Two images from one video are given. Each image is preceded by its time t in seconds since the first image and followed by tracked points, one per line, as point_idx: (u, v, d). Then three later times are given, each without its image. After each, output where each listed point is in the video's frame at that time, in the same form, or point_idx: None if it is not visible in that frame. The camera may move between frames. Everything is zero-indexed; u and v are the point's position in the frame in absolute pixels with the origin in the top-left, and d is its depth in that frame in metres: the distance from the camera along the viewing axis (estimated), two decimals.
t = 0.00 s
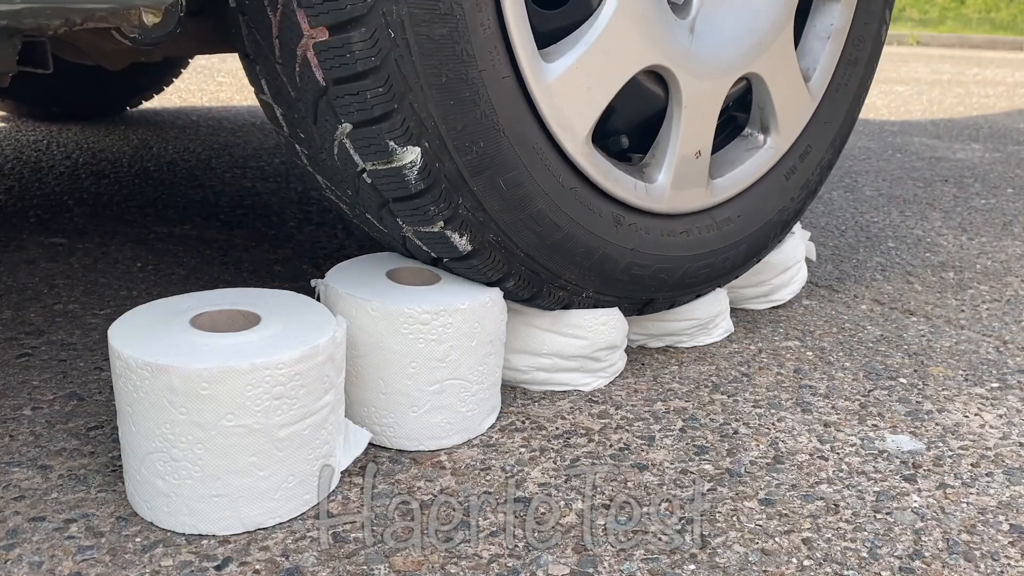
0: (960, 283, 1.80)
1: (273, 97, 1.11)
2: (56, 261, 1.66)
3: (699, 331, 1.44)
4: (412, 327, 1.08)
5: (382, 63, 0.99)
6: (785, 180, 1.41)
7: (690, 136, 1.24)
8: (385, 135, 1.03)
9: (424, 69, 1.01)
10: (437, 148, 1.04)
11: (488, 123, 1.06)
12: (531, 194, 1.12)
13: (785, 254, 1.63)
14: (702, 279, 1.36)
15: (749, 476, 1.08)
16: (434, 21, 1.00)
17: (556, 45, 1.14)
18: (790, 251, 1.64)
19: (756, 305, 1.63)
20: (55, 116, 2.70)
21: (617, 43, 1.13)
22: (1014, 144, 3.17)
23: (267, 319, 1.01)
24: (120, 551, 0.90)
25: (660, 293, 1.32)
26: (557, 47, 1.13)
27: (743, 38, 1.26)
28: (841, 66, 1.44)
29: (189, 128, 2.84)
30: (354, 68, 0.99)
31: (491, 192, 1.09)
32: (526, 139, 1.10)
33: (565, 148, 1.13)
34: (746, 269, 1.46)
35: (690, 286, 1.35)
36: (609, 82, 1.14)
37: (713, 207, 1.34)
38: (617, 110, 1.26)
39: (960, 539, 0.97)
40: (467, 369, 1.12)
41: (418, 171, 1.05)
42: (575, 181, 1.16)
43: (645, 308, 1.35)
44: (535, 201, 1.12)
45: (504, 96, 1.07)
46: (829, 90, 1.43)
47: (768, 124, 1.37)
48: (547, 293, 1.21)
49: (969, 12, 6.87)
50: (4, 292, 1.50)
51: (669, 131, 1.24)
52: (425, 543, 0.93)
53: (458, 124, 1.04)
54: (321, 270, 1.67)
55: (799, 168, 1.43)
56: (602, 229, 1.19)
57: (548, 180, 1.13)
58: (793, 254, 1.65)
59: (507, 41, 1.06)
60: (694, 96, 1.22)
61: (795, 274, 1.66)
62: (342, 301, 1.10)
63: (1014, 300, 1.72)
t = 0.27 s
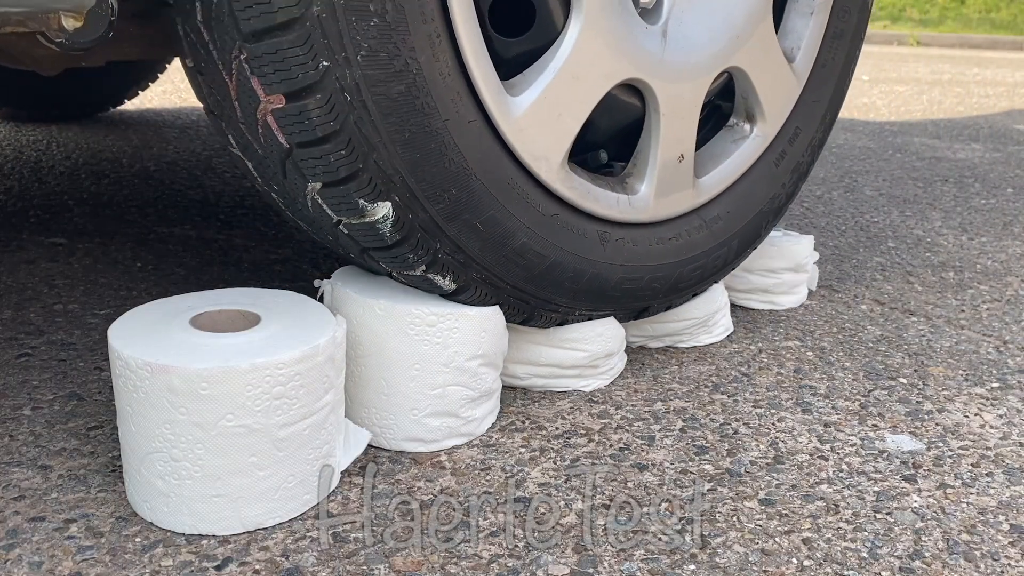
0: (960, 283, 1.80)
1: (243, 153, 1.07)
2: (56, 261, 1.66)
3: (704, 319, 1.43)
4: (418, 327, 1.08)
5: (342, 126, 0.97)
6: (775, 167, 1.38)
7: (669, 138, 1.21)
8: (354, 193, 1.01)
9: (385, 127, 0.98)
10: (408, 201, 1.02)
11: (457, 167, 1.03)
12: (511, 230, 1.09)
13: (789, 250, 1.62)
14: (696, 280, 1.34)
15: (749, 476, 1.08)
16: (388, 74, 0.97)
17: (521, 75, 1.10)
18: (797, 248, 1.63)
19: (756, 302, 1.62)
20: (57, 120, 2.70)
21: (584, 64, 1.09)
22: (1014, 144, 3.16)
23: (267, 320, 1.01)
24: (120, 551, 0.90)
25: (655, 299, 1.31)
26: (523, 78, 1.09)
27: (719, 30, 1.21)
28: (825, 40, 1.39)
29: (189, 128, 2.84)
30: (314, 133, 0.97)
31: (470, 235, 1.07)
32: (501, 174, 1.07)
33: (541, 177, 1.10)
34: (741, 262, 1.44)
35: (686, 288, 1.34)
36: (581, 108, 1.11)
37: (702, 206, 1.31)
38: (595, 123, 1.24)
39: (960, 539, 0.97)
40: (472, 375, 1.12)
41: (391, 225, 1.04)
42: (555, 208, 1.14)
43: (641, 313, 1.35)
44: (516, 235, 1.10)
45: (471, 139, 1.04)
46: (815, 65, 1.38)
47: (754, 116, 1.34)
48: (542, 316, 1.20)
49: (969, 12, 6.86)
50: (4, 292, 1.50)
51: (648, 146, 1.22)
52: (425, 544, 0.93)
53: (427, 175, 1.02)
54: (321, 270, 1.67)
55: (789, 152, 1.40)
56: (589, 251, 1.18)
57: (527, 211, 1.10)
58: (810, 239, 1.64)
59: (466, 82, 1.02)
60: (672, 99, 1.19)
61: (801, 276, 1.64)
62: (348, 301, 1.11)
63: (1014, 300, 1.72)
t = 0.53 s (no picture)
0: (960, 283, 1.80)
1: (208, 221, 1.05)
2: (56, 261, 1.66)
3: (706, 305, 1.43)
4: (409, 352, 1.08)
5: (297, 206, 0.94)
6: (760, 143, 1.35)
7: (644, 141, 1.18)
8: (320, 264, 0.99)
9: (340, 200, 0.95)
10: (376, 263, 1.01)
11: (422, 222, 1.01)
12: (488, 271, 1.07)
13: (790, 248, 1.61)
14: (687, 273, 1.32)
15: (749, 476, 1.08)
16: (335, 146, 0.93)
17: (479, 111, 1.07)
18: (799, 247, 1.62)
19: (756, 302, 1.62)
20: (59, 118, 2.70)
21: (542, 90, 1.06)
22: (1014, 144, 3.16)
23: (267, 320, 1.01)
24: (120, 551, 0.90)
25: (649, 301, 1.29)
26: (480, 116, 1.06)
27: (682, 21, 1.18)
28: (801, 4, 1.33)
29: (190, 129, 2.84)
30: (270, 214, 0.95)
31: (447, 283, 1.05)
32: (471, 216, 1.05)
33: (512, 211, 1.08)
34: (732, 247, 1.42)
35: (678, 283, 1.32)
36: (546, 138, 1.08)
37: (686, 200, 1.28)
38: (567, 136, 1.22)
39: (960, 539, 0.97)
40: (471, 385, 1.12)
41: (363, 285, 1.02)
42: (532, 237, 1.11)
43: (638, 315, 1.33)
44: (494, 274, 1.08)
45: (431, 192, 1.01)
46: (792, 34, 1.34)
47: (734, 96, 1.30)
48: (537, 336, 1.20)
49: (969, 12, 6.86)
50: (4, 292, 1.50)
51: (624, 158, 1.19)
52: (425, 544, 0.93)
53: (392, 236, 1.00)
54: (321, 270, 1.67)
55: (773, 126, 1.36)
56: (571, 272, 1.15)
57: (502, 247, 1.08)
58: (813, 233, 1.68)
59: (418, 131, 0.99)
60: (643, 101, 1.16)
61: (802, 274, 1.64)
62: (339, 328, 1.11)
63: (1014, 300, 1.72)
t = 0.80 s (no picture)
0: (960, 283, 1.80)
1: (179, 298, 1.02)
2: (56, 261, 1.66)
3: (705, 287, 1.44)
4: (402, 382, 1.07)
5: (250, 303, 0.92)
6: (733, 91, 1.28)
7: (604, 142, 1.13)
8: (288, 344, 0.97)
9: (294, 288, 0.93)
10: (345, 333, 0.99)
11: (386, 285, 0.98)
12: (465, 311, 1.05)
13: (791, 248, 1.61)
14: (673, 247, 1.28)
15: (749, 476, 1.08)
16: (275, 241, 0.90)
17: (422, 154, 1.03)
18: (800, 247, 1.62)
19: (758, 302, 1.62)
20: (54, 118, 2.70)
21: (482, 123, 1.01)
22: (1014, 143, 3.16)
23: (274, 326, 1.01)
24: (120, 551, 0.90)
25: (639, 285, 1.26)
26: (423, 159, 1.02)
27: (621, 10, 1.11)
28: None
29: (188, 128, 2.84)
30: (224, 315, 0.93)
31: (424, 332, 1.04)
32: (437, 262, 1.02)
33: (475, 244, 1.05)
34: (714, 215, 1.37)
35: (666, 259, 1.28)
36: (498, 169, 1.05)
37: (662, 173, 1.23)
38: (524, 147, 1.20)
39: (960, 539, 0.97)
40: (467, 401, 1.10)
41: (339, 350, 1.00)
42: (503, 262, 1.08)
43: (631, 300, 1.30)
44: (470, 315, 1.06)
45: (387, 254, 0.98)
46: None
47: (699, 53, 1.22)
48: (529, 350, 1.18)
49: (969, 12, 6.86)
50: (4, 292, 1.50)
51: (586, 154, 1.14)
52: (425, 544, 0.93)
53: (354, 305, 0.97)
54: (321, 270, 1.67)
55: (745, 71, 1.29)
56: (549, 285, 1.12)
57: (473, 283, 1.06)
58: (814, 233, 1.67)
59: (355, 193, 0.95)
60: (593, 94, 1.10)
61: (802, 272, 1.63)
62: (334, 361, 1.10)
63: (1014, 300, 1.72)
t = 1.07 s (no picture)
0: (960, 284, 1.80)
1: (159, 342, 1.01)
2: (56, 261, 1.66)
3: (707, 283, 1.44)
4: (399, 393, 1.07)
5: (217, 369, 0.90)
6: (700, 40, 1.22)
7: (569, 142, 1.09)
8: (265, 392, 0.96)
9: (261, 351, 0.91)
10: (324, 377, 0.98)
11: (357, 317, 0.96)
12: (445, 330, 1.04)
13: (792, 248, 1.60)
14: (654, 215, 1.25)
15: (749, 476, 1.08)
16: (230, 314, 0.88)
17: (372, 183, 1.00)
18: (801, 246, 1.61)
19: (758, 302, 1.63)
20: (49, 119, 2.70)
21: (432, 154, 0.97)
22: (1014, 144, 3.16)
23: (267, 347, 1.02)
24: (120, 551, 0.90)
25: (625, 262, 1.23)
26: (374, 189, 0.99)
27: (557, 3, 1.05)
28: None
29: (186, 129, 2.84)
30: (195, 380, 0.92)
31: (405, 360, 1.02)
32: (409, 290, 1.00)
33: (444, 261, 1.03)
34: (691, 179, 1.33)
35: (647, 232, 1.25)
36: (455, 179, 1.00)
37: (635, 145, 1.19)
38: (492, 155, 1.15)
39: (960, 539, 0.97)
40: (464, 408, 1.11)
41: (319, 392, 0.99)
42: (476, 273, 1.06)
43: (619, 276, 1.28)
44: (449, 333, 1.04)
45: (353, 292, 0.96)
46: None
47: (658, 10, 1.16)
48: (521, 348, 1.17)
49: (969, 12, 6.86)
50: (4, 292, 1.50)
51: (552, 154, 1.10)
52: (425, 544, 0.93)
53: (326, 349, 0.95)
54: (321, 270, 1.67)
55: (710, 19, 1.23)
56: (527, 285, 1.10)
57: (448, 301, 1.04)
58: (814, 233, 1.67)
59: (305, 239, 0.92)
60: (544, 88, 1.05)
61: (802, 272, 1.63)
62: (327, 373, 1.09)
63: (1014, 300, 1.72)
